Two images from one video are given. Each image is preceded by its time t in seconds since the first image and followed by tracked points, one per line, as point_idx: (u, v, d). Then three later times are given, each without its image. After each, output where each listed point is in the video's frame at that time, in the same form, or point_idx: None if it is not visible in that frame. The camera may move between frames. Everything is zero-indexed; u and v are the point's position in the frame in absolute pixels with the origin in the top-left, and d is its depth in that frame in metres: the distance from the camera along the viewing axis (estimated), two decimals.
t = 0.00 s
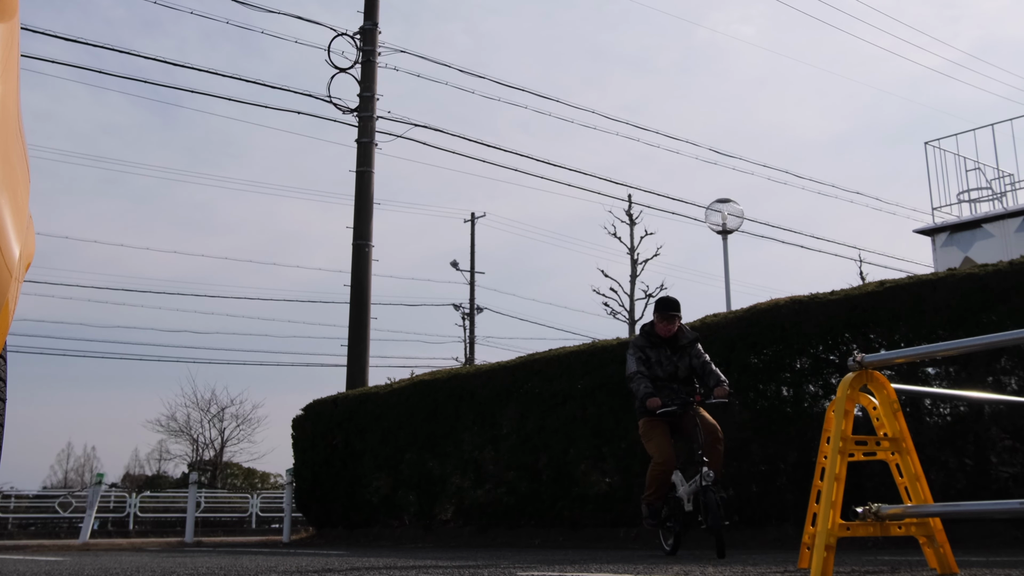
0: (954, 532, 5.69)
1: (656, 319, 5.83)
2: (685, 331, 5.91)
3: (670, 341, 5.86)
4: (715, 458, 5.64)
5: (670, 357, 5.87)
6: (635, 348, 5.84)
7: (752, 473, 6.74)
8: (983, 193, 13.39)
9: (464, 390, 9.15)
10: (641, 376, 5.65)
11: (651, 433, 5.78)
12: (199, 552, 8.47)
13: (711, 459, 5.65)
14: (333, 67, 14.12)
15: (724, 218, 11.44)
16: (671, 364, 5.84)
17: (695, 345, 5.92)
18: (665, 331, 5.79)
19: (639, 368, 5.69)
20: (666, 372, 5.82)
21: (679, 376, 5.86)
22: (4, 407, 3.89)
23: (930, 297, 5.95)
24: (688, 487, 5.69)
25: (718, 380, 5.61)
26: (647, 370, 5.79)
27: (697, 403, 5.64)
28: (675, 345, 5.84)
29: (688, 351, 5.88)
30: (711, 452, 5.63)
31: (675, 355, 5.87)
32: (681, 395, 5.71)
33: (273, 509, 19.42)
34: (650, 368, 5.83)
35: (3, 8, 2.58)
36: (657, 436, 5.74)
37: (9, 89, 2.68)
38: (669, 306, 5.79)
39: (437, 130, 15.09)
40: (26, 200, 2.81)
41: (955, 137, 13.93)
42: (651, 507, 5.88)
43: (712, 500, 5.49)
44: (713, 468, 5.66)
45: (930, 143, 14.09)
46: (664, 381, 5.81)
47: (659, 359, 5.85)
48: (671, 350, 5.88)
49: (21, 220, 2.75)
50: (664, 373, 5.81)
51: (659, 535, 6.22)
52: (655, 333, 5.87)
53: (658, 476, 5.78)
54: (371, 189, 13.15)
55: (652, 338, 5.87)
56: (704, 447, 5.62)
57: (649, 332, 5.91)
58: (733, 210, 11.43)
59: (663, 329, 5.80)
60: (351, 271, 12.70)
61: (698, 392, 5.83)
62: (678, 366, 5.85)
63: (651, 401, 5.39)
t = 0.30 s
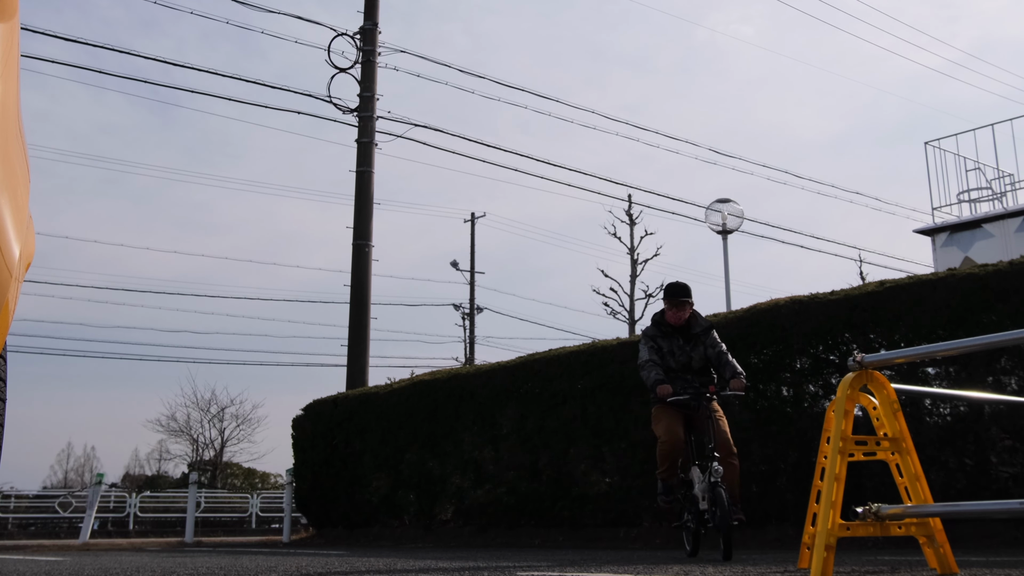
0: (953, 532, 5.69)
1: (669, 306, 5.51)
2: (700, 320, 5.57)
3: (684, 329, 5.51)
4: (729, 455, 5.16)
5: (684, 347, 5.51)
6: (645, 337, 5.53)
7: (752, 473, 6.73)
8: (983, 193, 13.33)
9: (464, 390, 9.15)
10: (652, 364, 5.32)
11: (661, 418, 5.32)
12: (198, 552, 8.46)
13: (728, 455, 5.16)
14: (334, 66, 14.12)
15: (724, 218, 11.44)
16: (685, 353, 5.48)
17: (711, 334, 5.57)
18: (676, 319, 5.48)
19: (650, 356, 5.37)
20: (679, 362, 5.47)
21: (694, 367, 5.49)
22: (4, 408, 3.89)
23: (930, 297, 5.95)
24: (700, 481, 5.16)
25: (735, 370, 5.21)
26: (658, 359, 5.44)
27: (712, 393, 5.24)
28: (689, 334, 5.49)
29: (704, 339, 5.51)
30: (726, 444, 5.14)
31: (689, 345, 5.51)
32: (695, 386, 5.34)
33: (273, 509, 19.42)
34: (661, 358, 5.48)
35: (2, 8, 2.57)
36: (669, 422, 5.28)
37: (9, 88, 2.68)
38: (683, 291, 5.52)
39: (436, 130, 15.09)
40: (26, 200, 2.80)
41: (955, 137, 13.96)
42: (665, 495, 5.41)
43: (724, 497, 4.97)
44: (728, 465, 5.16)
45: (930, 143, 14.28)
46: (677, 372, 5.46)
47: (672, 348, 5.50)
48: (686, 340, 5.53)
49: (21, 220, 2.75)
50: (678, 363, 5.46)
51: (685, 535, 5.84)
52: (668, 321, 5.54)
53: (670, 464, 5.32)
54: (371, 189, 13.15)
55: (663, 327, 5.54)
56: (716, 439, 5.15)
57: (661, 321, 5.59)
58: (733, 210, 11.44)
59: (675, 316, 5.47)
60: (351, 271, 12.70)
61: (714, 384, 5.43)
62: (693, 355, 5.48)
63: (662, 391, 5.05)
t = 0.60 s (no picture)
0: (953, 532, 5.69)
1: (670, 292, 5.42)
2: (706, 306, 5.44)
3: (687, 315, 5.40)
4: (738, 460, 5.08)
5: (688, 334, 5.39)
6: (648, 326, 5.47)
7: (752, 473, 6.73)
8: (982, 193, 13.20)
9: (464, 390, 9.15)
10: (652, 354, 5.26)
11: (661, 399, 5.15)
12: (198, 552, 8.46)
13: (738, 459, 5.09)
14: (334, 66, 14.12)
15: (724, 218, 11.44)
16: (689, 341, 5.36)
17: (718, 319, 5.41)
18: (677, 304, 5.37)
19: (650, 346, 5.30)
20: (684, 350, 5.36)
21: (701, 354, 5.36)
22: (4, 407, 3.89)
23: (930, 297, 5.95)
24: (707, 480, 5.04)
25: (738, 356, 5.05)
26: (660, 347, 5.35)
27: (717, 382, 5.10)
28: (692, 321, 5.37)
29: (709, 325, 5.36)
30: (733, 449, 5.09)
31: (693, 331, 5.39)
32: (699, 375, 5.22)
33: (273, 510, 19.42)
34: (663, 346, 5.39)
35: (3, 8, 2.57)
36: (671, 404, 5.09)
37: (9, 88, 2.68)
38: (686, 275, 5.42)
39: (436, 130, 15.07)
40: (26, 200, 2.80)
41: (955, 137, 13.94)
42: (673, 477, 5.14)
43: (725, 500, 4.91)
44: (738, 470, 5.08)
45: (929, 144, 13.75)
46: (680, 361, 5.35)
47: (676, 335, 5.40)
48: (691, 326, 5.40)
49: (21, 220, 2.75)
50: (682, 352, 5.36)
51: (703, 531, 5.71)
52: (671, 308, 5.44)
53: (673, 445, 5.15)
54: (371, 189, 13.14)
55: (666, 315, 5.45)
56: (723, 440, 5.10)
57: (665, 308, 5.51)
58: (733, 210, 11.43)
59: (676, 302, 5.37)
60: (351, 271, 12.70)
61: (720, 372, 5.28)
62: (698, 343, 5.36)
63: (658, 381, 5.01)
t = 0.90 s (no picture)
0: (953, 532, 5.69)
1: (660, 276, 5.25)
2: (699, 288, 5.22)
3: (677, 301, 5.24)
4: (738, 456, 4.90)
5: (680, 321, 5.22)
6: (639, 313, 5.35)
7: (752, 473, 6.73)
8: (982, 193, 13.29)
9: (464, 390, 9.15)
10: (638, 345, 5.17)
11: (646, 389, 5.03)
12: (199, 552, 8.45)
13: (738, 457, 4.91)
14: (334, 67, 14.15)
15: (724, 218, 11.44)
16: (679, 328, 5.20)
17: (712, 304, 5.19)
18: (666, 289, 5.21)
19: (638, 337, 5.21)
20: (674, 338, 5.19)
21: (693, 342, 5.17)
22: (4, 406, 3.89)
23: (930, 297, 5.95)
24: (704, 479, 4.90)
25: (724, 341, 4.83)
26: (649, 335, 5.23)
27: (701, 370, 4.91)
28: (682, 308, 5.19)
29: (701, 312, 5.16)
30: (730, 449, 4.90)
31: (684, 318, 5.21)
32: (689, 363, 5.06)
33: (273, 510, 19.44)
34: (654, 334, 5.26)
35: (3, 8, 2.57)
36: (659, 398, 4.92)
37: (9, 88, 2.68)
38: (676, 258, 5.21)
39: (436, 130, 15.08)
40: (26, 200, 2.80)
41: (955, 137, 13.88)
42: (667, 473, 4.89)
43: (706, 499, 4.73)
44: (735, 470, 4.89)
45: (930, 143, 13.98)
46: (671, 350, 5.19)
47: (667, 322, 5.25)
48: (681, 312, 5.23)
49: (21, 220, 2.75)
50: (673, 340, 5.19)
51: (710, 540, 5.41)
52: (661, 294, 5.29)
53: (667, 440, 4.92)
54: (371, 189, 13.14)
55: (658, 301, 5.30)
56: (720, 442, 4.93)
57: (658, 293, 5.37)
58: (733, 210, 11.43)
59: (665, 287, 5.22)
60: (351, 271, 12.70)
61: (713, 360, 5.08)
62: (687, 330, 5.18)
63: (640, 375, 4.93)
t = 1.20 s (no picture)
0: (953, 532, 5.69)
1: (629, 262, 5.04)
2: (671, 273, 4.98)
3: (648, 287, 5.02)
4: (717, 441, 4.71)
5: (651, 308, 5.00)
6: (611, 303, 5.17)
7: (752, 473, 6.73)
8: (982, 194, 13.29)
9: (464, 391, 9.15)
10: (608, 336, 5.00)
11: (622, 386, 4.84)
12: (199, 552, 8.44)
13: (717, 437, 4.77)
14: (335, 67, 14.15)
15: (724, 218, 11.44)
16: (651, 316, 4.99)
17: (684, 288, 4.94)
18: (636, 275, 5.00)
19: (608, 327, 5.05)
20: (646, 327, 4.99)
21: (665, 330, 4.96)
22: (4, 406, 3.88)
23: (930, 297, 5.95)
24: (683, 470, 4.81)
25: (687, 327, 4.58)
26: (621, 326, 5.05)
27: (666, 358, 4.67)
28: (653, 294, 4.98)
29: (672, 298, 4.93)
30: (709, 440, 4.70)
31: (655, 305, 4.99)
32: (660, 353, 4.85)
33: (273, 510, 19.45)
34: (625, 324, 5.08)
35: (3, 8, 2.58)
36: (626, 396, 4.77)
37: (9, 89, 2.68)
38: (645, 241, 4.98)
39: (436, 130, 15.07)
40: (26, 200, 2.80)
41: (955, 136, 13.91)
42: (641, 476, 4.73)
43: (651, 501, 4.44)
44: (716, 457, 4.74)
45: (929, 143, 15.00)
46: (644, 339, 5.00)
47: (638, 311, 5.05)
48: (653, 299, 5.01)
49: (21, 220, 2.75)
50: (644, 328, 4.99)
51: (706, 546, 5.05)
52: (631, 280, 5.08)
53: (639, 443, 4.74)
54: (371, 189, 13.15)
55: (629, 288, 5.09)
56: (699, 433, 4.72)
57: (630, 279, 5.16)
58: (733, 210, 11.44)
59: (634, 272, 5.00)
60: (351, 270, 12.70)
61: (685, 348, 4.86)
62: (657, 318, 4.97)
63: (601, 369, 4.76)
